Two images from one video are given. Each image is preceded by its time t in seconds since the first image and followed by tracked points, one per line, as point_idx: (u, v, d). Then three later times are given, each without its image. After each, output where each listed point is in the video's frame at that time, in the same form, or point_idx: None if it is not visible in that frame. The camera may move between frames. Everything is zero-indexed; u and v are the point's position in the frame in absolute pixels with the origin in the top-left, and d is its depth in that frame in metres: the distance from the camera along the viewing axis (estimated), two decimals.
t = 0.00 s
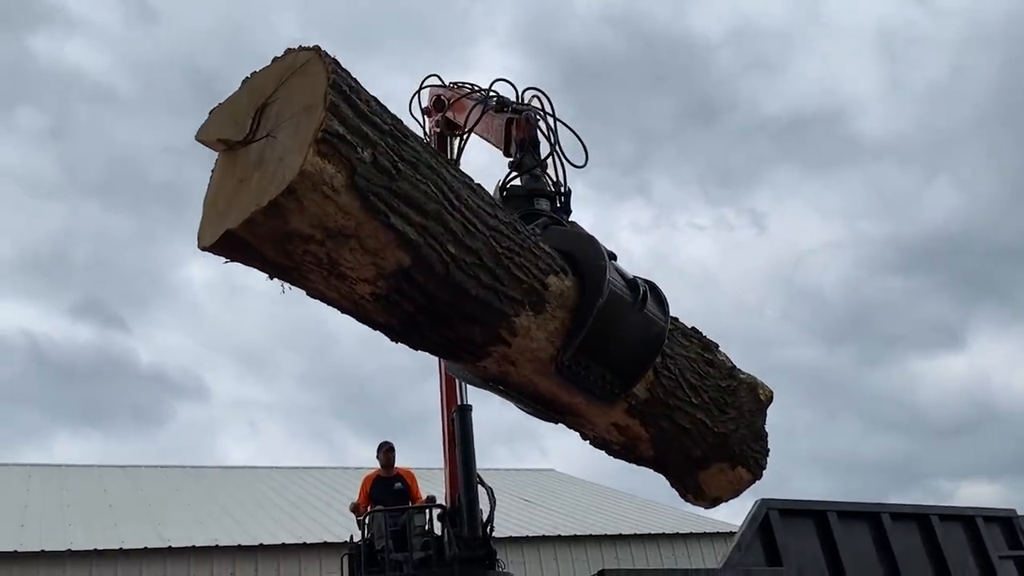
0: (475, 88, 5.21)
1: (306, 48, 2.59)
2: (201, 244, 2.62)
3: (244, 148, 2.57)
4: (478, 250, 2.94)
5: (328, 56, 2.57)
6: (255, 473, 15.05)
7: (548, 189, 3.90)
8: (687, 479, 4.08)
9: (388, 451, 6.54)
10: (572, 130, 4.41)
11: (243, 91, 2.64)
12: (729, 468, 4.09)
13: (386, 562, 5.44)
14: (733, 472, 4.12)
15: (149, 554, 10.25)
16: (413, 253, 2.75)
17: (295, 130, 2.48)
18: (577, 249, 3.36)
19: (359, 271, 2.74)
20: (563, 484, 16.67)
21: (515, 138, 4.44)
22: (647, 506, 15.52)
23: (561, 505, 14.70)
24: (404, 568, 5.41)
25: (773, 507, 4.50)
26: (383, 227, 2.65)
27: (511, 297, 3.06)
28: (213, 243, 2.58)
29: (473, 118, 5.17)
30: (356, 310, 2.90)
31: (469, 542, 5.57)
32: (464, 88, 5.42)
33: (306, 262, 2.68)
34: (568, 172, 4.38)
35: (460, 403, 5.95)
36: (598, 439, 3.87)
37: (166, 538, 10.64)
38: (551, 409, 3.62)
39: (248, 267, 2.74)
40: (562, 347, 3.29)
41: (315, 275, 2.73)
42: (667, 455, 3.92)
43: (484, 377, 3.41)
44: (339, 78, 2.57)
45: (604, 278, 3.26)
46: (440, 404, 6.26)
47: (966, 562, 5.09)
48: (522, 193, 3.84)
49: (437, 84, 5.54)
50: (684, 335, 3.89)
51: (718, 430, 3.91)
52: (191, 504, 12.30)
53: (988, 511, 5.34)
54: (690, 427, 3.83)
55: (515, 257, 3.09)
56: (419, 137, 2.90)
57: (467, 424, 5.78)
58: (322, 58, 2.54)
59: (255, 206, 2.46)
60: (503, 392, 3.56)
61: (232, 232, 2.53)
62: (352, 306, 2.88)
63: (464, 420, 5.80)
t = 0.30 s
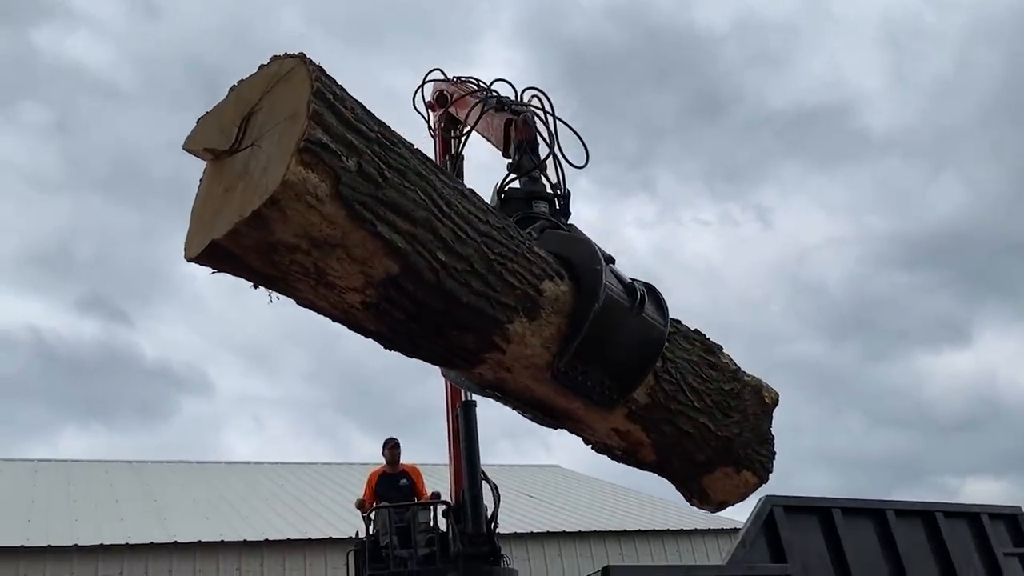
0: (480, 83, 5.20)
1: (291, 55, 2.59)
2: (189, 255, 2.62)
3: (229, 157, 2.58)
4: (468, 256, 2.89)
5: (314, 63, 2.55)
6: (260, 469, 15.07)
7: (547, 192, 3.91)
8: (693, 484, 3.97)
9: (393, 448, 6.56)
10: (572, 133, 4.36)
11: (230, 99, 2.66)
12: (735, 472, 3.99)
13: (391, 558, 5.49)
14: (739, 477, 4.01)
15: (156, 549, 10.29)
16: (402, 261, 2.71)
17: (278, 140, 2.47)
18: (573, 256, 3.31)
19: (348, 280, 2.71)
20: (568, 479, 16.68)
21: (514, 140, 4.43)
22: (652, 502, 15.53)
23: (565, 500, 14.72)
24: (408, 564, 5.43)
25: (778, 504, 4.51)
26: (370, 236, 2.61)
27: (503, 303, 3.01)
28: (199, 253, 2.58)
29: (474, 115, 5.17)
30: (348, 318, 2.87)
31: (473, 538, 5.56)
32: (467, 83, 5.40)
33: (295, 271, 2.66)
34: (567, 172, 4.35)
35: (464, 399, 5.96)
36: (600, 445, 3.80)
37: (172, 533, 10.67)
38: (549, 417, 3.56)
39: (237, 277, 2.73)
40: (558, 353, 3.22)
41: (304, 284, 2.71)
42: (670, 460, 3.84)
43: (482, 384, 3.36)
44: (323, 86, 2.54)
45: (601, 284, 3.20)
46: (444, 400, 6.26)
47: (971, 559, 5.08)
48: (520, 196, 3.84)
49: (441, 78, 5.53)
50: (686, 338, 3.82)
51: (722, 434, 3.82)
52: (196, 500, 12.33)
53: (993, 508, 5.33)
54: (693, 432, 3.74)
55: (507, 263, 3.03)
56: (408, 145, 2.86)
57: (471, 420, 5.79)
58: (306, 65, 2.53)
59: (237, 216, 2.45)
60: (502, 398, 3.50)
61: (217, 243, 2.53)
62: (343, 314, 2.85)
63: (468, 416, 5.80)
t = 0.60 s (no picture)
0: (482, 76, 5.18)
1: (276, 61, 2.38)
2: (176, 263, 2.44)
3: (217, 164, 2.39)
4: (459, 262, 2.65)
5: (298, 67, 2.36)
6: (264, 463, 15.10)
7: (547, 194, 3.85)
8: (694, 486, 3.64)
9: (398, 442, 6.57)
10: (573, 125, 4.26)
11: (217, 106, 2.48)
12: (739, 477, 3.66)
13: (394, 552, 5.53)
14: (745, 482, 3.68)
15: (160, 542, 10.33)
16: (388, 267, 2.47)
17: (263, 148, 2.26)
18: (569, 256, 3.04)
19: (334, 287, 2.49)
20: (571, 474, 16.72)
21: (513, 138, 4.40)
22: (655, 497, 15.55)
23: (568, 495, 14.75)
24: (411, 558, 5.47)
25: (781, 500, 4.52)
26: (355, 242, 2.38)
27: (497, 309, 2.77)
28: (185, 260, 2.39)
29: (475, 111, 5.17)
30: (337, 325, 2.65)
31: (476, 533, 5.52)
32: (469, 78, 5.39)
33: (281, 279, 2.44)
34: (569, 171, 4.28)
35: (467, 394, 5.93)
36: (601, 451, 3.51)
37: (176, 527, 10.69)
38: (546, 424, 3.27)
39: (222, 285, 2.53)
40: (552, 358, 2.98)
41: (290, 291, 2.49)
42: (673, 467, 3.53)
43: (476, 389, 3.11)
44: (308, 92, 2.33)
45: (596, 287, 2.94)
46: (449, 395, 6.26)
47: (974, 554, 5.09)
48: (518, 197, 3.80)
49: (443, 71, 5.51)
50: (686, 341, 3.51)
51: (725, 438, 3.50)
52: (200, 495, 12.35)
53: (996, 504, 5.33)
54: (698, 437, 3.44)
55: (499, 266, 2.79)
56: (396, 147, 2.63)
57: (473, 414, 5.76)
58: (291, 71, 2.33)
59: (221, 225, 2.26)
60: (497, 403, 3.24)
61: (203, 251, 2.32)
62: (333, 322, 2.63)
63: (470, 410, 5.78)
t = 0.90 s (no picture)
0: (483, 70, 5.18)
1: (260, 65, 2.32)
2: (163, 274, 2.37)
3: (200, 171, 2.33)
4: (450, 268, 2.56)
5: (282, 73, 2.30)
6: (266, 457, 15.13)
7: (544, 194, 3.89)
8: (695, 489, 3.49)
9: (400, 437, 6.57)
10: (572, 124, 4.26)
11: (202, 114, 2.40)
12: (740, 479, 3.50)
13: (396, 546, 5.57)
14: (747, 485, 3.54)
15: (163, 534, 10.37)
16: (376, 274, 2.40)
17: (246, 155, 2.21)
18: (565, 259, 2.93)
19: (322, 294, 2.41)
20: (573, 468, 16.74)
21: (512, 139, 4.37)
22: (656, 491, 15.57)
23: (569, 489, 14.77)
24: (412, 552, 5.51)
25: (783, 495, 4.53)
26: (342, 249, 2.32)
27: (489, 315, 2.66)
28: (170, 270, 2.32)
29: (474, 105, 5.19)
30: (328, 334, 2.58)
31: (477, 527, 5.49)
32: (469, 71, 5.41)
33: (267, 287, 2.37)
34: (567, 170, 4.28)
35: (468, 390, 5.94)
36: (600, 456, 3.36)
37: (178, 520, 10.73)
38: (542, 429, 3.13)
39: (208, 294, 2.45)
40: (547, 363, 2.85)
41: (278, 299, 2.42)
42: (672, 471, 3.37)
43: (471, 395, 2.99)
44: (292, 99, 2.28)
45: (591, 291, 2.82)
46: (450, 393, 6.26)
47: (975, 548, 5.09)
48: (515, 198, 3.83)
49: (443, 64, 5.52)
50: (686, 343, 3.35)
51: (727, 441, 3.34)
52: (202, 487, 12.39)
53: (998, 498, 5.33)
54: (698, 441, 3.28)
55: (491, 272, 2.69)
56: (385, 153, 2.58)
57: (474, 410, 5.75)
58: (275, 76, 2.27)
59: (204, 233, 2.19)
60: (491, 410, 3.11)
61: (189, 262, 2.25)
62: (322, 330, 2.55)
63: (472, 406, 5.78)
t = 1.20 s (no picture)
0: (483, 59, 5.18)
1: (242, 71, 2.29)
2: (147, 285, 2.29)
3: (183, 179, 2.28)
4: (439, 273, 2.50)
5: (263, 78, 2.27)
6: (267, 448, 15.15)
7: (543, 194, 3.88)
8: (700, 493, 3.48)
9: (401, 429, 6.58)
10: (573, 123, 4.24)
11: (189, 121, 2.37)
12: (746, 480, 3.50)
13: (398, 537, 5.63)
14: (752, 485, 3.54)
15: (164, 525, 10.38)
16: (363, 281, 2.33)
17: (226, 161, 2.14)
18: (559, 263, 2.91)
19: (309, 303, 2.33)
20: (574, 460, 16.76)
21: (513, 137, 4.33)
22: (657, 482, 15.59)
23: (570, 480, 14.79)
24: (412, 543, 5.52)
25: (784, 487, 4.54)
26: (326, 257, 2.24)
27: (481, 321, 2.61)
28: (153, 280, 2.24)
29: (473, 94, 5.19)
30: (317, 343, 2.50)
31: (477, 518, 5.37)
32: (469, 59, 5.41)
33: (252, 297, 2.29)
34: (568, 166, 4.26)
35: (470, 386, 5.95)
36: (603, 460, 3.29)
37: (180, 510, 10.75)
38: (542, 436, 3.07)
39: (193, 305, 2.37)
40: (543, 368, 2.79)
41: (263, 308, 2.33)
42: (676, 475, 3.31)
43: (467, 402, 2.93)
44: (272, 105, 2.23)
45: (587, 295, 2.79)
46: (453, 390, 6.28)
47: (976, 540, 5.10)
48: (514, 198, 3.82)
49: (443, 52, 5.52)
50: (688, 343, 3.33)
51: (729, 443, 3.31)
52: (203, 478, 12.41)
53: (998, 491, 5.34)
54: (702, 443, 3.24)
55: (482, 277, 2.64)
56: (372, 158, 2.52)
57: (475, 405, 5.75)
58: (256, 80, 2.24)
59: (184, 243, 2.11)
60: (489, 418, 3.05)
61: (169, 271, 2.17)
62: (311, 339, 2.48)
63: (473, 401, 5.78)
